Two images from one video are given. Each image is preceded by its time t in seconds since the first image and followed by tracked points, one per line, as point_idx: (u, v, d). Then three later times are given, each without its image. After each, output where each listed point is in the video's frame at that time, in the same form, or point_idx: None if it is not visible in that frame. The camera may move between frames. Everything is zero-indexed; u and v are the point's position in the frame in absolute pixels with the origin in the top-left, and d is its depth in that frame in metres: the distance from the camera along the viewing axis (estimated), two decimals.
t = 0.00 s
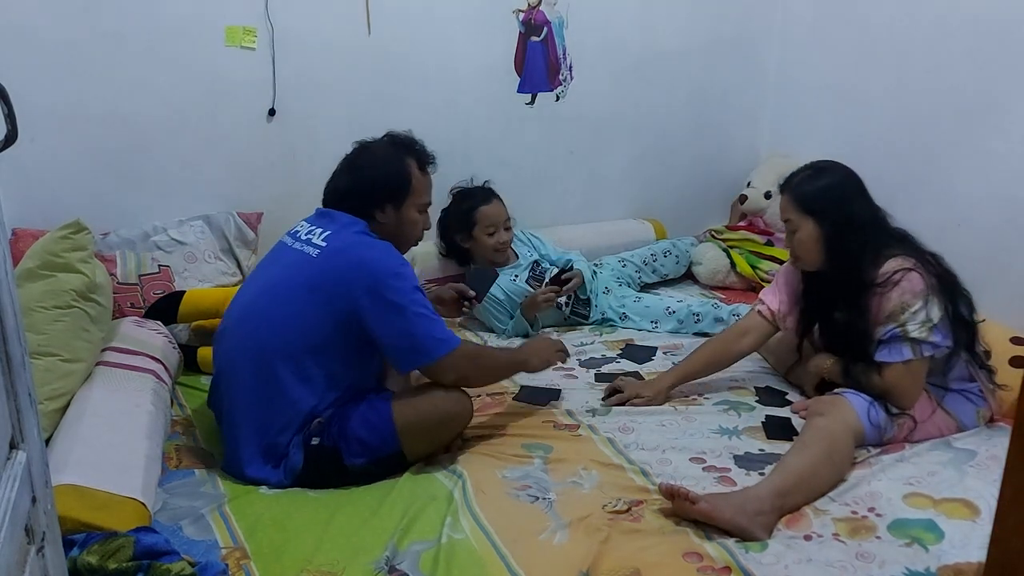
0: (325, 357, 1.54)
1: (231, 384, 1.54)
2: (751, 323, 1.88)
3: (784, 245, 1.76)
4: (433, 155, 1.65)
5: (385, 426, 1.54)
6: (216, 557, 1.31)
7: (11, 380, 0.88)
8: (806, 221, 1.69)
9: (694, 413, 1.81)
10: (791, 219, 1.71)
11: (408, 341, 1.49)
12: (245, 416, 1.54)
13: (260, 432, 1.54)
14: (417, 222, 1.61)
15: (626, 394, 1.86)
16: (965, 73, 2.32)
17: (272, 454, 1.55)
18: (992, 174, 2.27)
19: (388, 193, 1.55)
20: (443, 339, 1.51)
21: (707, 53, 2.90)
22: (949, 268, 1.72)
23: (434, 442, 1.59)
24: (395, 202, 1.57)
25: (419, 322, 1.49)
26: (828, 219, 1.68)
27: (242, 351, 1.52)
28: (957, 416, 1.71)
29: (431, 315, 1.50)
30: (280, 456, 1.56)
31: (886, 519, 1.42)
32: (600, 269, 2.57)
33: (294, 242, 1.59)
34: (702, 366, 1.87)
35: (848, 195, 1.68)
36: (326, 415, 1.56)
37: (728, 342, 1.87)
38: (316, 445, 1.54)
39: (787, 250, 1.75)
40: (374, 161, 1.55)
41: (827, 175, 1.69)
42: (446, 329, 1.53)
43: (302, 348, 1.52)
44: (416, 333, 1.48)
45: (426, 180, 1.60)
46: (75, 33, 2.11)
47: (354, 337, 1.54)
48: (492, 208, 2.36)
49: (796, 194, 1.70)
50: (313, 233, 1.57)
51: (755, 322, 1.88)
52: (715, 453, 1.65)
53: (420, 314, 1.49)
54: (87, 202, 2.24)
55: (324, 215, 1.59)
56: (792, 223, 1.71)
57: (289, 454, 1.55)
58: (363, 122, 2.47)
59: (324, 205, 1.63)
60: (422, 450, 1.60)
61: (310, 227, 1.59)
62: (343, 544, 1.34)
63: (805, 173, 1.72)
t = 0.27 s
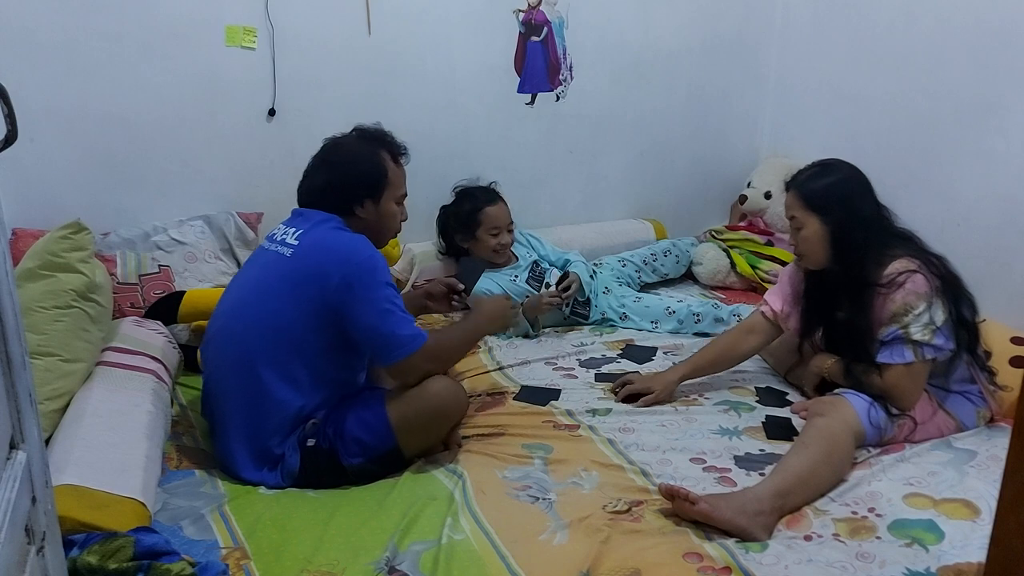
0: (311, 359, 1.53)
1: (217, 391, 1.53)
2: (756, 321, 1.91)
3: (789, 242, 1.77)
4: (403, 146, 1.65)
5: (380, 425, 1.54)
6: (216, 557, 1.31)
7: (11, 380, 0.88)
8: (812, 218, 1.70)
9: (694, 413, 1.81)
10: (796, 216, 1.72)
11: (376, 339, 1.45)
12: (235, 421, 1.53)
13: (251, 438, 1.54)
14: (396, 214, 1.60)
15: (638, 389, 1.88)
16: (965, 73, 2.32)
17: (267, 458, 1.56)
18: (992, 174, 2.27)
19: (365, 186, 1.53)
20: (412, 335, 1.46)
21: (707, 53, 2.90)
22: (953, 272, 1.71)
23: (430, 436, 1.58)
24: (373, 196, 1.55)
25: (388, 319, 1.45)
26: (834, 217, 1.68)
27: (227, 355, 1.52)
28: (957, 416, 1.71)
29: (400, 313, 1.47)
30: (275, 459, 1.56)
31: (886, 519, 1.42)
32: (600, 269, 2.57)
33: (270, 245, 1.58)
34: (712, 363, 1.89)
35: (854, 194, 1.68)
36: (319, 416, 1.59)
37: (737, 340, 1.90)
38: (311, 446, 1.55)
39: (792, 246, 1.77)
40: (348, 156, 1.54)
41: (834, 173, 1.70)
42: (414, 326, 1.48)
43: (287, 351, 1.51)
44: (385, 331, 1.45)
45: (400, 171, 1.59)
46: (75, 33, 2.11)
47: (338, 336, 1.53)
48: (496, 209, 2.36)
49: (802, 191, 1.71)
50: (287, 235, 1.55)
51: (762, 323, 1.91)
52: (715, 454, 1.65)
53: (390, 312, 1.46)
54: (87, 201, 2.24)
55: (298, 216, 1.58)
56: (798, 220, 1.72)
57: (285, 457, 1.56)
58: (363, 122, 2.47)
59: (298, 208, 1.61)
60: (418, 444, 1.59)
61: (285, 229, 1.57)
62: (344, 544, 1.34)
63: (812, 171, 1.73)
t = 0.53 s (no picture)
0: (304, 359, 1.53)
1: (212, 391, 1.54)
2: (763, 325, 1.89)
3: (793, 244, 1.78)
4: (393, 145, 1.65)
5: (378, 425, 1.54)
6: (217, 557, 1.31)
7: (11, 380, 0.88)
8: (815, 219, 1.70)
9: (695, 413, 1.81)
10: (800, 217, 1.72)
11: (365, 343, 1.44)
12: (232, 422, 1.54)
13: (247, 439, 1.54)
14: (389, 213, 1.60)
15: (639, 390, 1.87)
16: (966, 73, 2.32)
17: (264, 459, 1.56)
18: (993, 174, 2.27)
19: (360, 185, 1.53)
20: (402, 339, 1.46)
21: (707, 53, 2.90)
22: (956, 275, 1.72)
23: (426, 432, 1.58)
24: (366, 195, 1.55)
25: (379, 322, 1.44)
26: (837, 219, 1.68)
27: (222, 356, 1.52)
28: (957, 417, 1.71)
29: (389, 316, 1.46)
30: (273, 459, 1.56)
31: (886, 519, 1.42)
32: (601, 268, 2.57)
33: (263, 245, 1.57)
34: (720, 365, 1.88)
35: (858, 195, 1.68)
36: (317, 416, 1.59)
37: (744, 343, 1.89)
38: (309, 445, 1.55)
39: (795, 248, 1.77)
40: (340, 155, 1.53)
41: (839, 174, 1.70)
42: (405, 330, 1.48)
43: (281, 352, 1.51)
44: (373, 335, 1.44)
45: (393, 170, 1.60)
46: (75, 33, 2.11)
47: (331, 337, 1.53)
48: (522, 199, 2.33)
49: (805, 193, 1.71)
50: (279, 236, 1.55)
51: (767, 326, 1.90)
52: (716, 454, 1.65)
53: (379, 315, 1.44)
54: (87, 201, 2.24)
55: (289, 216, 1.57)
56: (801, 221, 1.72)
57: (283, 457, 1.55)
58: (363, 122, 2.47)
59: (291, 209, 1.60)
60: (415, 442, 1.58)
61: (278, 230, 1.57)
62: (344, 545, 1.34)
63: (817, 171, 1.73)
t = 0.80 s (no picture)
0: (306, 361, 1.53)
1: (214, 392, 1.54)
2: (757, 321, 1.91)
3: (792, 243, 1.78)
4: (409, 153, 1.65)
5: (377, 427, 1.54)
6: (217, 557, 1.31)
7: (11, 380, 0.88)
8: (814, 218, 1.70)
9: (695, 413, 1.81)
10: (799, 216, 1.72)
11: (370, 347, 1.45)
12: (233, 422, 1.54)
13: (248, 440, 1.54)
14: (396, 221, 1.61)
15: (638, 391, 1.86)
16: (966, 73, 2.32)
17: (264, 459, 1.56)
18: (992, 174, 2.27)
19: (370, 191, 1.54)
20: (408, 344, 1.47)
21: (707, 53, 2.90)
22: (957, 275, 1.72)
23: (428, 435, 1.58)
24: (375, 202, 1.55)
25: (384, 327, 1.45)
26: (838, 217, 1.69)
27: (224, 358, 1.52)
28: (957, 416, 1.71)
29: (396, 322, 1.46)
30: (273, 460, 1.56)
31: (887, 519, 1.42)
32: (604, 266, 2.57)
33: (268, 246, 1.57)
34: (711, 364, 1.90)
35: (859, 195, 1.69)
36: (318, 418, 1.58)
37: (735, 341, 1.91)
38: (309, 447, 1.54)
39: (794, 247, 1.77)
40: (352, 159, 1.53)
41: (840, 174, 1.71)
42: (410, 335, 1.49)
43: (283, 354, 1.51)
44: (379, 340, 1.44)
45: (405, 178, 1.60)
46: (75, 33, 2.11)
47: (334, 339, 1.53)
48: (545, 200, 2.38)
49: (806, 191, 1.71)
50: (285, 237, 1.55)
51: (761, 322, 1.91)
52: (716, 453, 1.65)
53: (385, 321, 1.45)
54: (87, 202, 2.24)
55: (297, 217, 1.57)
56: (800, 219, 1.72)
57: (283, 459, 1.55)
58: (363, 123, 2.48)
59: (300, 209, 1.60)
60: (417, 444, 1.58)
61: (284, 231, 1.57)
62: (344, 545, 1.34)
63: (817, 170, 1.73)
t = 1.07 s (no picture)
0: (310, 365, 1.53)
1: (217, 394, 1.54)
2: (757, 322, 1.89)
3: (790, 241, 1.78)
4: (424, 162, 1.65)
5: (377, 429, 1.55)
6: (217, 557, 1.31)
7: (11, 380, 0.88)
8: (811, 215, 1.70)
9: (694, 413, 1.81)
10: (796, 213, 1.73)
11: (376, 354, 1.44)
12: (234, 424, 1.54)
13: (249, 442, 1.54)
14: (407, 228, 1.60)
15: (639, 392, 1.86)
16: (966, 73, 2.32)
17: (264, 462, 1.56)
18: (992, 174, 2.27)
19: (382, 197, 1.53)
20: (414, 352, 1.46)
21: (707, 52, 2.90)
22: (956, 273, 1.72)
23: (431, 441, 1.59)
24: (387, 207, 1.55)
25: (390, 334, 1.44)
26: (835, 215, 1.69)
27: (228, 360, 1.52)
28: (956, 416, 1.71)
29: (403, 330, 1.46)
30: (273, 463, 1.56)
31: (886, 519, 1.42)
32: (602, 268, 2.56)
33: (276, 247, 1.57)
34: (710, 365, 1.88)
35: (855, 193, 1.69)
36: (319, 422, 1.59)
37: (734, 342, 1.88)
38: (310, 449, 1.55)
39: (793, 245, 1.77)
40: (369, 165, 1.53)
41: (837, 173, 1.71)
42: (416, 342, 1.48)
43: (286, 357, 1.51)
44: (385, 346, 1.44)
45: (418, 186, 1.60)
46: (75, 33, 2.11)
47: (338, 344, 1.53)
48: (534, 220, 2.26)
49: (804, 189, 1.71)
50: (293, 240, 1.55)
51: (761, 323, 1.90)
52: (716, 454, 1.65)
53: (392, 329, 1.44)
54: (87, 202, 2.24)
55: (306, 220, 1.57)
56: (797, 217, 1.73)
57: (283, 461, 1.55)
58: (363, 123, 2.48)
59: (310, 212, 1.60)
60: (418, 448, 1.59)
61: (293, 233, 1.57)
62: (344, 545, 1.34)
63: (815, 168, 1.74)
